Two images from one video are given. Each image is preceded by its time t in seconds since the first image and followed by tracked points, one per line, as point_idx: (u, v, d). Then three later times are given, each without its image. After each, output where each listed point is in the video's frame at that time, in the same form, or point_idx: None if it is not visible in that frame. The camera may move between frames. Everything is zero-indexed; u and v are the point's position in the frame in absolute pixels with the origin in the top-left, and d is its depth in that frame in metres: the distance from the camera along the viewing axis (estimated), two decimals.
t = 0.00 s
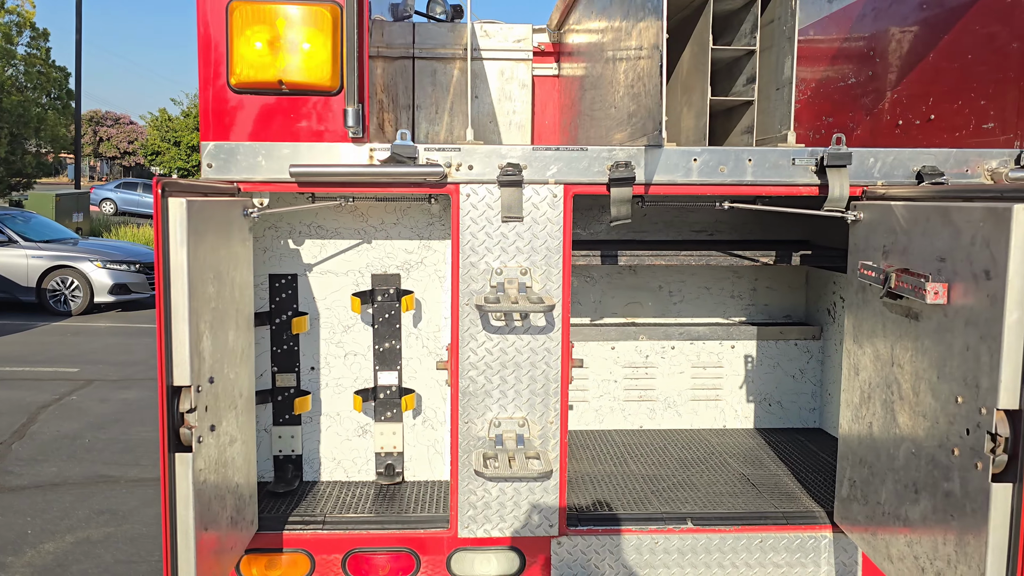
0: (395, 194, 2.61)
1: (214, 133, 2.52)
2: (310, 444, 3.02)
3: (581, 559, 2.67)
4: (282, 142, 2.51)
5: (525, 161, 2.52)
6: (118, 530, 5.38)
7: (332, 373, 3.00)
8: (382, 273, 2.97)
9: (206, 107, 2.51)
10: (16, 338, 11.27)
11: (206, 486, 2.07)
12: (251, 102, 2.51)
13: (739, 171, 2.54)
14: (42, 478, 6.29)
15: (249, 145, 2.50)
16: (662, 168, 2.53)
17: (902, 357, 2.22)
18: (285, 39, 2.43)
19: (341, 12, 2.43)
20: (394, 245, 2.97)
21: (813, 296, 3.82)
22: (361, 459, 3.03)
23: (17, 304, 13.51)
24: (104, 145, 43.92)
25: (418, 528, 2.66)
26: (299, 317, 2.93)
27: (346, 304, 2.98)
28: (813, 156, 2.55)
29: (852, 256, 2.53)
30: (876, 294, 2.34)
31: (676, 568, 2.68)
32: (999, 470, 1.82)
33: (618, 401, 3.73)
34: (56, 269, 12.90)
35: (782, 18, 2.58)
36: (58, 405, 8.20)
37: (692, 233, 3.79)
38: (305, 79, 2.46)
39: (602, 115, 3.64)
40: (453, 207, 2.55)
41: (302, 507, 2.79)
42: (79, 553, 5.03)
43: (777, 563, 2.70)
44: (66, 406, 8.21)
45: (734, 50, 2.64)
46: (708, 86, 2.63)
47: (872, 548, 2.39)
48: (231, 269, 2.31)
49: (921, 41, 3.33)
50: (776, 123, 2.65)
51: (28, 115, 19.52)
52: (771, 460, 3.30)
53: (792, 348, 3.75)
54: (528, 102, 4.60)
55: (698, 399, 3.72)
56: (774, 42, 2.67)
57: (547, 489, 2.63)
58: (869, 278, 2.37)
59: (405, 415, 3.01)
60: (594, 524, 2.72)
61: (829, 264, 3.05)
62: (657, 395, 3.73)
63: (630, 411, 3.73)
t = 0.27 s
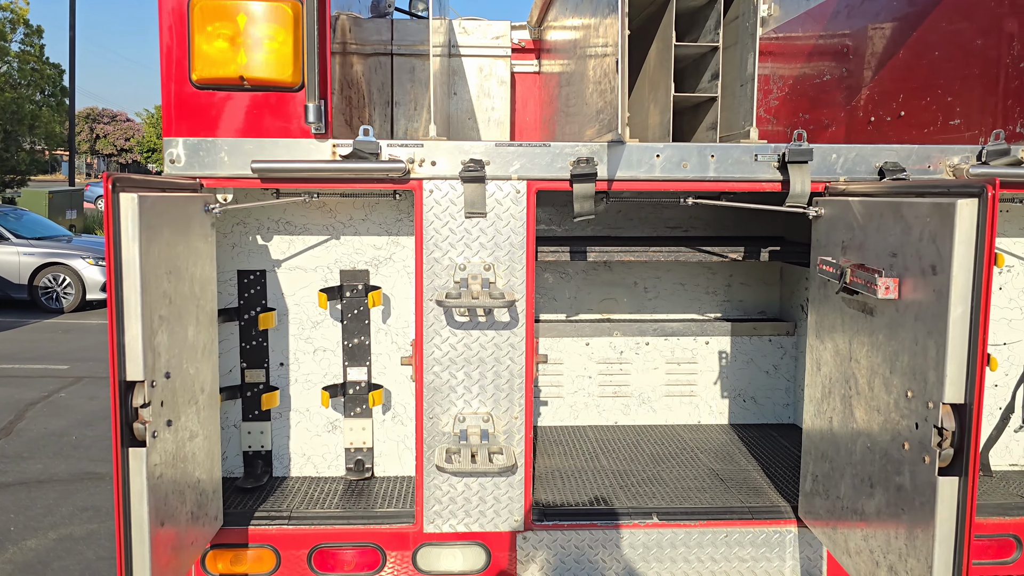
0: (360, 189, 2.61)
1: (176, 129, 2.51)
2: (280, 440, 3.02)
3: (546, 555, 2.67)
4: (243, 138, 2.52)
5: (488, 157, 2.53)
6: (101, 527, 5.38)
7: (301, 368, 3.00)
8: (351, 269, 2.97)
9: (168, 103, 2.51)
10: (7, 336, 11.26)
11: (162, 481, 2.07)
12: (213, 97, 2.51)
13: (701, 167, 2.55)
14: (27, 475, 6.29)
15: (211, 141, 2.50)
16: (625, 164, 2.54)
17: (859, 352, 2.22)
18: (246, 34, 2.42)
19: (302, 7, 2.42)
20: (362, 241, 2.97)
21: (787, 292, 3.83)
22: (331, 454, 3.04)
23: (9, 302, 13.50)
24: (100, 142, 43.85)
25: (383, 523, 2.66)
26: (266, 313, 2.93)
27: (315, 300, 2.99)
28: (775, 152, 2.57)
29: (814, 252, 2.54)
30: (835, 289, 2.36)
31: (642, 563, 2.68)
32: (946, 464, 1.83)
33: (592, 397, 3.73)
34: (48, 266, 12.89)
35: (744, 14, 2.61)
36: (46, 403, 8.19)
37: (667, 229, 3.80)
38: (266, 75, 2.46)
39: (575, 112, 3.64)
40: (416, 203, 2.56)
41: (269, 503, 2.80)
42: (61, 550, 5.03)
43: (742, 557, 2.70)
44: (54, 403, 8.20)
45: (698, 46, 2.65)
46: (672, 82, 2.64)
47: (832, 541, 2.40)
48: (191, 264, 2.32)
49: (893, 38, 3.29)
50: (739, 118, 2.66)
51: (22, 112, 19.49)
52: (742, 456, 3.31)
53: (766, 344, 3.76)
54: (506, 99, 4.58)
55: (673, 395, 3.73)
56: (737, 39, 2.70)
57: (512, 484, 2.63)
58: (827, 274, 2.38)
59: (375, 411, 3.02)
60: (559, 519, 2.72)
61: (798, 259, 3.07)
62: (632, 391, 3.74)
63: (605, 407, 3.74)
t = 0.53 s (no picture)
0: (334, 184, 2.61)
1: (149, 123, 2.50)
2: (258, 436, 3.01)
3: (522, 551, 2.65)
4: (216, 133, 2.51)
5: (462, 152, 2.52)
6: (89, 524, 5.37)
7: (279, 364, 2.99)
8: (328, 265, 2.96)
9: (141, 97, 2.50)
10: None
11: (129, 477, 2.08)
12: (187, 92, 2.50)
13: (677, 162, 2.54)
14: (16, 473, 6.28)
15: (185, 137, 2.50)
16: (599, 159, 2.54)
17: (831, 346, 2.21)
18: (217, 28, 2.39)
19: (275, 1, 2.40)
20: (340, 236, 2.96)
21: (771, 287, 3.82)
22: (310, 450, 3.03)
23: (3, 300, 13.48)
24: (97, 140, 43.77)
25: (358, 519, 2.65)
26: (242, 309, 2.91)
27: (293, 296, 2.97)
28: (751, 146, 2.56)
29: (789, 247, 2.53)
30: (808, 284, 2.35)
31: (618, 559, 2.68)
32: (913, 459, 1.82)
33: (575, 392, 3.73)
34: (42, 264, 12.86)
35: (720, 9, 2.60)
36: (38, 401, 8.18)
37: (650, 225, 3.79)
38: (238, 69, 2.43)
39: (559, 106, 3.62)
40: (390, 198, 2.54)
41: (245, 499, 2.79)
42: (48, 547, 5.02)
43: (719, 553, 2.70)
44: (46, 401, 8.19)
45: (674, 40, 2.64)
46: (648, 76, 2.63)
47: (805, 537, 2.38)
48: (161, 260, 2.31)
49: (871, 33, 3.34)
50: (716, 113, 2.66)
51: (17, 109, 19.44)
52: (723, 451, 3.30)
53: (750, 340, 3.73)
54: (491, 94, 4.56)
55: (656, 390, 3.73)
56: (713, 32, 2.69)
57: (488, 480, 2.62)
58: (801, 268, 2.38)
59: (353, 407, 3.01)
60: (536, 515, 2.71)
61: (778, 255, 3.08)
62: (615, 387, 3.73)
63: (588, 402, 3.73)
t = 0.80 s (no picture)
0: (313, 179, 2.58)
1: (125, 119, 2.48)
2: (240, 434, 2.99)
3: (504, 549, 2.64)
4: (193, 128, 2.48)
5: (443, 147, 2.49)
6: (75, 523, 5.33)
7: (261, 362, 2.97)
8: (310, 261, 2.94)
9: (117, 92, 2.47)
10: None
11: (102, 476, 2.05)
12: (163, 87, 2.48)
13: (659, 157, 2.52)
14: (4, 471, 6.23)
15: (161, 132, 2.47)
16: (581, 154, 2.52)
17: (813, 342, 2.19)
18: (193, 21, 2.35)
19: None
20: (322, 233, 2.93)
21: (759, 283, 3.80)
22: (292, 448, 3.01)
23: None
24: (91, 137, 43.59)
25: (339, 518, 2.63)
26: (222, 306, 2.88)
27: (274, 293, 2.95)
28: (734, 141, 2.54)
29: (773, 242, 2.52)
30: (790, 280, 2.33)
31: (602, 556, 2.67)
32: (893, 455, 1.80)
33: (562, 389, 3.71)
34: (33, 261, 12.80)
35: (704, 2, 2.54)
36: (27, 399, 8.13)
37: (637, 221, 3.76)
38: (214, 62, 2.38)
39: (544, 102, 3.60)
40: (370, 194, 2.52)
41: (225, 497, 2.76)
42: (34, 546, 4.98)
43: (703, 550, 2.68)
44: (35, 399, 8.14)
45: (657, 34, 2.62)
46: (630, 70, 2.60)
47: (788, 534, 2.35)
48: (136, 256, 2.27)
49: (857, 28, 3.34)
50: (699, 108, 2.63)
51: (9, 106, 19.34)
52: (709, 448, 3.29)
53: (737, 336, 3.72)
54: (477, 88, 4.55)
55: (643, 387, 3.72)
56: (696, 26, 2.65)
57: (470, 478, 2.60)
58: (783, 263, 2.36)
59: (336, 404, 2.99)
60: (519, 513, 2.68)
61: (763, 251, 3.08)
62: (601, 383, 3.72)
63: (575, 399, 3.72)
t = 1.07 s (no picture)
0: (299, 177, 2.56)
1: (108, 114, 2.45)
2: (227, 433, 2.97)
3: (492, 548, 2.62)
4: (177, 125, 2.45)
5: (429, 144, 2.47)
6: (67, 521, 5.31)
7: (248, 361, 2.95)
8: (297, 259, 2.92)
9: (100, 87, 2.43)
10: None
11: (84, 476, 2.03)
12: (147, 83, 2.44)
13: (647, 154, 2.51)
14: None
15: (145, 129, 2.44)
16: (568, 151, 2.50)
17: (800, 341, 2.18)
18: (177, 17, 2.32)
19: None
20: (309, 230, 2.91)
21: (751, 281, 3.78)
22: (280, 448, 2.99)
23: None
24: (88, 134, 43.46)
25: (326, 518, 2.61)
26: (208, 304, 2.85)
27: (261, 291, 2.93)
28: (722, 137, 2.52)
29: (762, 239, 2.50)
30: (778, 277, 2.32)
31: (591, 555, 2.65)
32: (879, 455, 1.78)
33: (553, 387, 3.70)
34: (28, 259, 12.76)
35: None
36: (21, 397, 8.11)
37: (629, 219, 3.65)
38: (199, 59, 2.39)
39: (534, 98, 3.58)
40: (355, 191, 2.50)
41: (212, 497, 2.74)
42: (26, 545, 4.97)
43: (693, 550, 2.67)
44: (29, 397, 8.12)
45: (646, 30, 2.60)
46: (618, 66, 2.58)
47: (777, 533, 2.33)
48: (119, 254, 2.25)
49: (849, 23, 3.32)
50: (689, 105, 2.61)
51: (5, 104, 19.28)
52: (700, 447, 3.28)
53: (728, 334, 3.72)
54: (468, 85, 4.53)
55: (634, 385, 3.71)
56: (687, 22, 2.63)
57: (458, 477, 2.59)
58: (771, 262, 2.34)
59: (323, 403, 2.97)
60: (507, 513, 2.67)
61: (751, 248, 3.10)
62: (592, 381, 3.71)
63: (566, 397, 3.71)
